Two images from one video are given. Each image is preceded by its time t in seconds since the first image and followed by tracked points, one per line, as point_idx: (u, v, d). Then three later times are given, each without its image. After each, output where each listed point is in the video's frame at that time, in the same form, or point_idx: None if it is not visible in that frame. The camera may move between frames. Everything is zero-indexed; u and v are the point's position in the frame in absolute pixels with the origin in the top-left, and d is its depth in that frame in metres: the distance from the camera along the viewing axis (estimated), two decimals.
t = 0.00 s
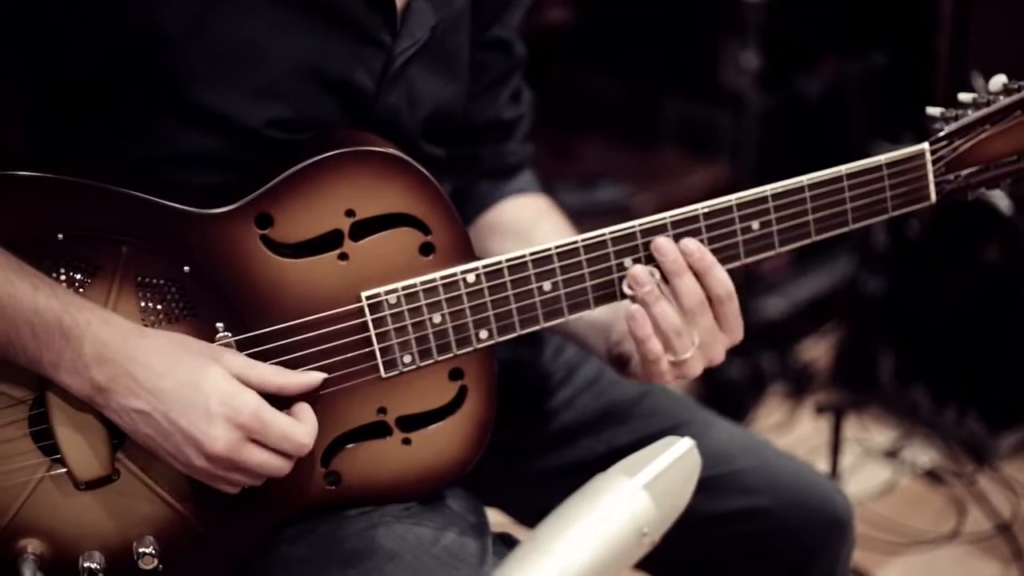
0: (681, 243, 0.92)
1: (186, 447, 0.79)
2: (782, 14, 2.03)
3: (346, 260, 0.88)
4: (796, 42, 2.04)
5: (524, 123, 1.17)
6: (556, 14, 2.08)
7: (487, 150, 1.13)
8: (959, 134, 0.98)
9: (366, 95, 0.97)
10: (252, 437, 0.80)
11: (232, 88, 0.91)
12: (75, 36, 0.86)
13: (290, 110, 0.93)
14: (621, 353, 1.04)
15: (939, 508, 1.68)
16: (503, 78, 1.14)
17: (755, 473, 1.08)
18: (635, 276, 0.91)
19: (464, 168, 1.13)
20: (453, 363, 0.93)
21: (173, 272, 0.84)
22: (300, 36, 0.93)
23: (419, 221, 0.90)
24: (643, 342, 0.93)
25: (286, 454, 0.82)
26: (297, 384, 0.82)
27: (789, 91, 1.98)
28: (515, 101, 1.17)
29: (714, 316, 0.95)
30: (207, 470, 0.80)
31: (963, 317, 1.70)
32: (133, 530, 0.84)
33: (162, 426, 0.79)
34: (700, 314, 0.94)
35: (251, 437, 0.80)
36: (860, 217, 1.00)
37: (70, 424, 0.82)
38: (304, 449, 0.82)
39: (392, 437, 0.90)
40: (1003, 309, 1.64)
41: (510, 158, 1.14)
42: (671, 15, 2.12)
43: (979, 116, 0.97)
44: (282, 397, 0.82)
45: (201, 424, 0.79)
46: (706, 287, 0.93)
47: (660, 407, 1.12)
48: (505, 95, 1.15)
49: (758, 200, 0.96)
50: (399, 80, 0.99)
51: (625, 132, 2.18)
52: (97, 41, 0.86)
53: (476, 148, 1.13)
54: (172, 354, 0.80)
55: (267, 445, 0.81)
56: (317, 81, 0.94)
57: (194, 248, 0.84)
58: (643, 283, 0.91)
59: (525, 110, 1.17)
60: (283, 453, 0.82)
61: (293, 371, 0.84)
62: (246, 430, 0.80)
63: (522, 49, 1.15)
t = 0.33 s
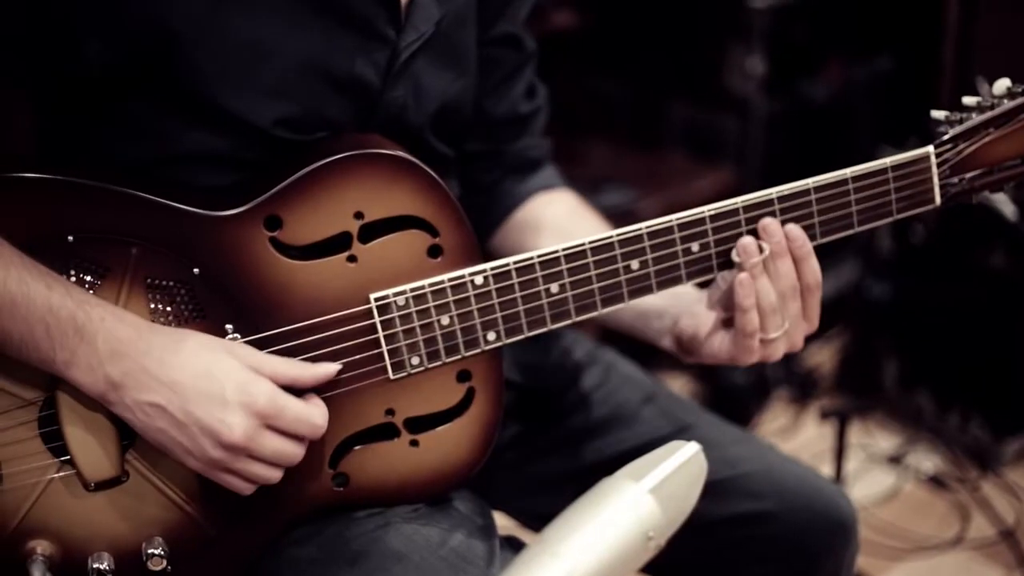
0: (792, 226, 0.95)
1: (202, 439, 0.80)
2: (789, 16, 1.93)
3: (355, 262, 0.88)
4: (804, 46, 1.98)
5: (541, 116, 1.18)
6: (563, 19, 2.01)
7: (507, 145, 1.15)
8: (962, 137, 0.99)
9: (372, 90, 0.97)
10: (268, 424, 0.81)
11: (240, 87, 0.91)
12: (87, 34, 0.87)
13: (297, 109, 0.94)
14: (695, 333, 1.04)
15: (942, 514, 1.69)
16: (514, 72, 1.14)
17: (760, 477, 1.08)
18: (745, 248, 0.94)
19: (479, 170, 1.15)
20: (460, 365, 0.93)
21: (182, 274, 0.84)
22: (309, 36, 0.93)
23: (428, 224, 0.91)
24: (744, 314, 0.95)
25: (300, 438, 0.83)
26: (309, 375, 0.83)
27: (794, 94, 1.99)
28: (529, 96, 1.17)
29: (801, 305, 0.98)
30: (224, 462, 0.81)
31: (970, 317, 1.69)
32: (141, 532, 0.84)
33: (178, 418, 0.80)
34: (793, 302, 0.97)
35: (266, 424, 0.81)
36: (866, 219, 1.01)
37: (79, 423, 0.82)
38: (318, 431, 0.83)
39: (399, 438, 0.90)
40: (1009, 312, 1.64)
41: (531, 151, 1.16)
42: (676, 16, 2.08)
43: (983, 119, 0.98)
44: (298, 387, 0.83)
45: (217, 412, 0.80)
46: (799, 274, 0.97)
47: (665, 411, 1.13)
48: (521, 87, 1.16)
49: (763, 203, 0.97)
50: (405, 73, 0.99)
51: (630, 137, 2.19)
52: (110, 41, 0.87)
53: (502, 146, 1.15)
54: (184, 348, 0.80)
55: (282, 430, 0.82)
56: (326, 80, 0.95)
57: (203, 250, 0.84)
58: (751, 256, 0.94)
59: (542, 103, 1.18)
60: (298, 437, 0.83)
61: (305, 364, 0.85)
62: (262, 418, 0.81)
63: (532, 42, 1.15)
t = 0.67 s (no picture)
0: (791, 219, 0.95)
1: (214, 419, 0.80)
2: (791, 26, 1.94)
3: (359, 262, 0.88)
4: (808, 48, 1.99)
5: (541, 124, 1.18)
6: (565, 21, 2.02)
7: (504, 153, 1.15)
8: (962, 138, 0.99)
9: (376, 93, 0.97)
10: (280, 404, 0.82)
11: (246, 88, 0.91)
12: (96, 32, 0.87)
13: (301, 110, 0.94)
14: (690, 330, 1.05)
15: (946, 516, 1.68)
16: (515, 77, 1.14)
17: (764, 478, 1.08)
18: (743, 234, 0.94)
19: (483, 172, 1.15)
20: (464, 364, 0.93)
21: (188, 274, 0.84)
22: (314, 37, 0.94)
23: (431, 224, 0.91)
24: (738, 300, 0.94)
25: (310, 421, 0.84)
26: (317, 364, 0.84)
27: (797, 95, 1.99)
28: (529, 104, 1.17)
29: (795, 304, 0.97)
30: (237, 443, 0.81)
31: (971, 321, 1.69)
32: (146, 531, 0.84)
33: (190, 399, 0.80)
34: (788, 297, 0.96)
35: (278, 404, 0.82)
36: (866, 219, 1.01)
37: (85, 420, 0.82)
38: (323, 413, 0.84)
39: (403, 438, 0.90)
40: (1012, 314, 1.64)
41: (530, 160, 1.16)
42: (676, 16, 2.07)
43: (983, 119, 0.98)
44: (310, 373, 0.84)
45: (232, 391, 0.80)
46: (795, 272, 0.96)
47: (669, 411, 1.13)
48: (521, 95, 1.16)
49: (763, 203, 0.97)
50: (409, 77, 0.99)
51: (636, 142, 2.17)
52: (118, 41, 0.87)
53: (501, 152, 1.15)
54: (196, 336, 0.81)
55: (293, 412, 0.83)
56: (330, 82, 0.95)
57: (207, 250, 0.85)
58: (748, 243, 0.94)
59: (542, 111, 1.18)
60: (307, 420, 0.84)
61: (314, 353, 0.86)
62: (274, 396, 0.81)
63: (532, 50, 1.16)
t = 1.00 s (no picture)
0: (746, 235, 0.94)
1: (220, 411, 0.81)
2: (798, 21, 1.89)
3: (367, 258, 0.89)
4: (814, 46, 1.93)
5: (532, 131, 1.18)
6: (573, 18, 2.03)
7: (496, 156, 1.15)
8: (966, 136, 0.99)
9: (385, 91, 0.97)
10: (285, 400, 0.82)
11: (256, 85, 0.92)
12: (105, 29, 0.87)
13: (309, 106, 0.94)
14: (637, 342, 1.04)
15: (952, 513, 1.69)
16: (513, 83, 1.14)
17: (770, 472, 1.08)
18: (697, 245, 0.93)
19: (481, 170, 1.14)
20: (471, 360, 0.94)
21: (196, 269, 0.85)
22: (323, 35, 0.94)
23: (438, 220, 0.91)
24: (687, 312, 0.94)
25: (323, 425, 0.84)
26: (326, 358, 0.84)
27: (802, 94, 1.95)
28: (523, 109, 1.18)
29: (747, 322, 0.97)
30: (241, 436, 0.81)
31: (977, 319, 1.69)
32: (154, 526, 0.85)
33: (197, 391, 0.80)
34: (738, 315, 0.96)
35: (283, 399, 0.82)
36: (871, 217, 1.01)
37: (94, 414, 0.83)
38: (334, 418, 0.84)
39: (410, 434, 0.91)
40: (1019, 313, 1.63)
41: (519, 165, 1.16)
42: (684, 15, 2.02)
43: (986, 118, 0.97)
44: (317, 369, 0.85)
45: (235, 384, 0.80)
46: (748, 289, 0.96)
47: (674, 406, 1.13)
48: (515, 100, 1.16)
49: (770, 201, 0.96)
50: (418, 77, 0.99)
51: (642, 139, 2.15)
52: (128, 38, 0.87)
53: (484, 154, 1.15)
54: (205, 330, 0.82)
55: (301, 410, 0.83)
56: (339, 79, 0.95)
57: (217, 246, 0.85)
58: (701, 255, 0.93)
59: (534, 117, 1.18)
60: (320, 423, 0.84)
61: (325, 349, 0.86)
62: (280, 392, 0.82)
63: (531, 56, 1.16)
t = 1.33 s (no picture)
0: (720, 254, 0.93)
1: (231, 415, 0.81)
2: (804, 25, 1.89)
3: (374, 262, 0.89)
4: (822, 47, 1.93)
5: (536, 134, 1.18)
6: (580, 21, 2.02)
7: (502, 158, 1.14)
8: (975, 140, 0.98)
9: (391, 93, 0.97)
10: (295, 403, 0.82)
11: (264, 87, 0.92)
12: (113, 31, 0.87)
13: (316, 109, 0.94)
14: (618, 355, 1.03)
15: (958, 517, 1.68)
16: (518, 85, 1.15)
17: (775, 475, 1.08)
18: (670, 264, 0.92)
19: (485, 171, 1.14)
20: (478, 365, 0.94)
21: (204, 273, 0.85)
22: (330, 37, 0.94)
23: (445, 224, 0.91)
24: (660, 331, 0.93)
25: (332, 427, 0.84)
26: (335, 363, 0.84)
27: (809, 96, 1.94)
28: (527, 111, 1.18)
29: (724, 338, 0.95)
30: (252, 440, 0.81)
31: (986, 323, 1.68)
32: (162, 530, 0.85)
33: (207, 396, 0.81)
34: (712, 332, 0.94)
35: (294, 403, 0.82)
36: (879, 220, 1.01)
37: (102, 418, 0.83)
38: (344, 420, 0.84)
39: (418, 438, 0.91)
40: None
41: (524, 167, 1.16)
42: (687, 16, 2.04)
43: (995, 122, 0.97)
44: (326, 373, 0.85)
45: (246, 387, 0.81)
46: (723, 306, 0.94)
47: (680, 409, 1.12)
48: (520, 104, 1.16)
49: (778, 205, 0.96)
50: (424, 79, 0.99)
51: (648, 142, 2.13)
52: (136, 41, 0.87)
53: (489, 156, 1.14)
54: (215, 333, 0.82)
55: (311, 413, 0.83)
56: (346, 81, 0.95)
57: (224, 250, 0.85)
58: (673, 274, 0.92)
59: (539, 120, 1.18)
60: (330, 426, 0.84)
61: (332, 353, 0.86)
62: (291, 396, 0.82)
63: (537, 57, 1.16)
